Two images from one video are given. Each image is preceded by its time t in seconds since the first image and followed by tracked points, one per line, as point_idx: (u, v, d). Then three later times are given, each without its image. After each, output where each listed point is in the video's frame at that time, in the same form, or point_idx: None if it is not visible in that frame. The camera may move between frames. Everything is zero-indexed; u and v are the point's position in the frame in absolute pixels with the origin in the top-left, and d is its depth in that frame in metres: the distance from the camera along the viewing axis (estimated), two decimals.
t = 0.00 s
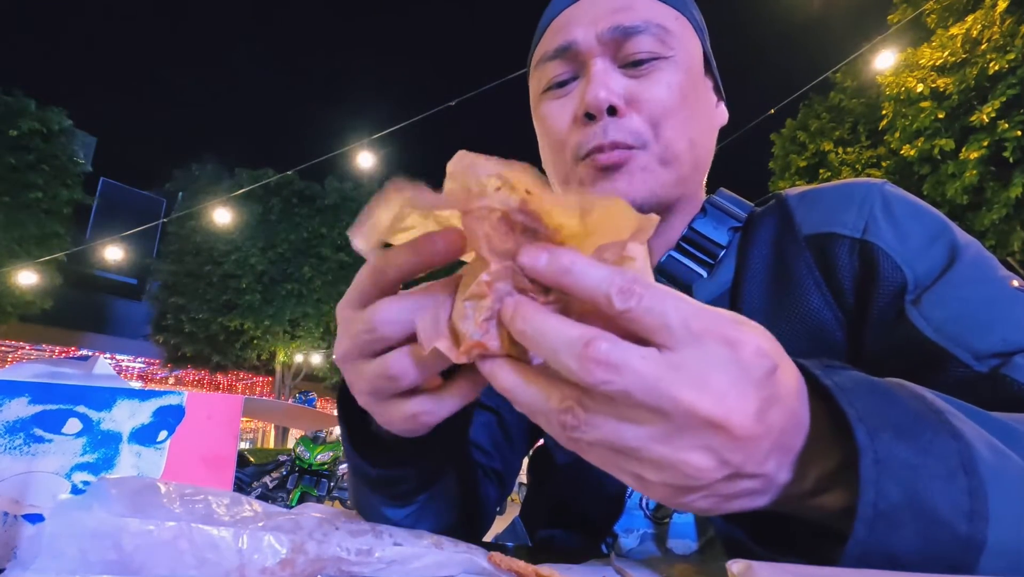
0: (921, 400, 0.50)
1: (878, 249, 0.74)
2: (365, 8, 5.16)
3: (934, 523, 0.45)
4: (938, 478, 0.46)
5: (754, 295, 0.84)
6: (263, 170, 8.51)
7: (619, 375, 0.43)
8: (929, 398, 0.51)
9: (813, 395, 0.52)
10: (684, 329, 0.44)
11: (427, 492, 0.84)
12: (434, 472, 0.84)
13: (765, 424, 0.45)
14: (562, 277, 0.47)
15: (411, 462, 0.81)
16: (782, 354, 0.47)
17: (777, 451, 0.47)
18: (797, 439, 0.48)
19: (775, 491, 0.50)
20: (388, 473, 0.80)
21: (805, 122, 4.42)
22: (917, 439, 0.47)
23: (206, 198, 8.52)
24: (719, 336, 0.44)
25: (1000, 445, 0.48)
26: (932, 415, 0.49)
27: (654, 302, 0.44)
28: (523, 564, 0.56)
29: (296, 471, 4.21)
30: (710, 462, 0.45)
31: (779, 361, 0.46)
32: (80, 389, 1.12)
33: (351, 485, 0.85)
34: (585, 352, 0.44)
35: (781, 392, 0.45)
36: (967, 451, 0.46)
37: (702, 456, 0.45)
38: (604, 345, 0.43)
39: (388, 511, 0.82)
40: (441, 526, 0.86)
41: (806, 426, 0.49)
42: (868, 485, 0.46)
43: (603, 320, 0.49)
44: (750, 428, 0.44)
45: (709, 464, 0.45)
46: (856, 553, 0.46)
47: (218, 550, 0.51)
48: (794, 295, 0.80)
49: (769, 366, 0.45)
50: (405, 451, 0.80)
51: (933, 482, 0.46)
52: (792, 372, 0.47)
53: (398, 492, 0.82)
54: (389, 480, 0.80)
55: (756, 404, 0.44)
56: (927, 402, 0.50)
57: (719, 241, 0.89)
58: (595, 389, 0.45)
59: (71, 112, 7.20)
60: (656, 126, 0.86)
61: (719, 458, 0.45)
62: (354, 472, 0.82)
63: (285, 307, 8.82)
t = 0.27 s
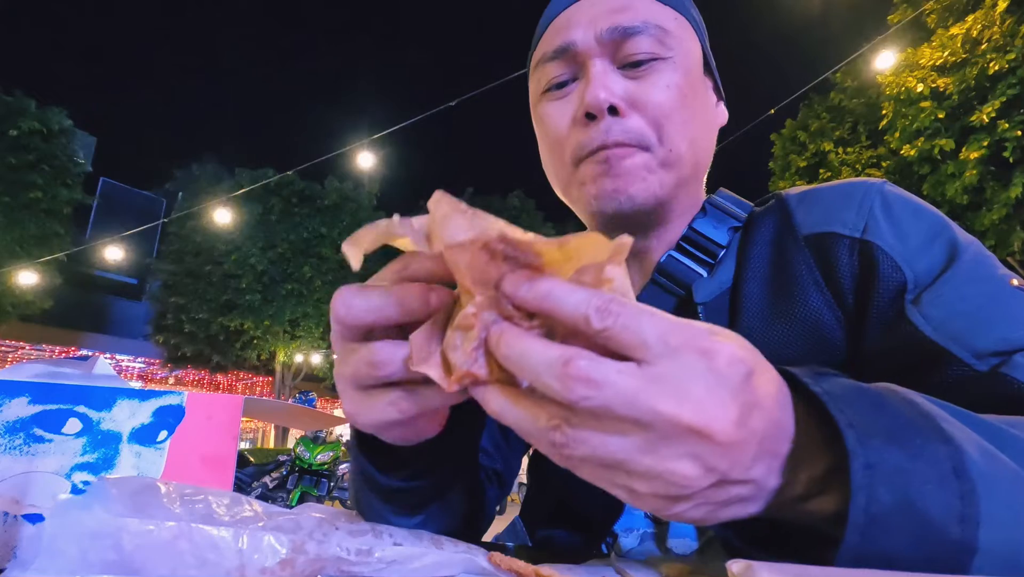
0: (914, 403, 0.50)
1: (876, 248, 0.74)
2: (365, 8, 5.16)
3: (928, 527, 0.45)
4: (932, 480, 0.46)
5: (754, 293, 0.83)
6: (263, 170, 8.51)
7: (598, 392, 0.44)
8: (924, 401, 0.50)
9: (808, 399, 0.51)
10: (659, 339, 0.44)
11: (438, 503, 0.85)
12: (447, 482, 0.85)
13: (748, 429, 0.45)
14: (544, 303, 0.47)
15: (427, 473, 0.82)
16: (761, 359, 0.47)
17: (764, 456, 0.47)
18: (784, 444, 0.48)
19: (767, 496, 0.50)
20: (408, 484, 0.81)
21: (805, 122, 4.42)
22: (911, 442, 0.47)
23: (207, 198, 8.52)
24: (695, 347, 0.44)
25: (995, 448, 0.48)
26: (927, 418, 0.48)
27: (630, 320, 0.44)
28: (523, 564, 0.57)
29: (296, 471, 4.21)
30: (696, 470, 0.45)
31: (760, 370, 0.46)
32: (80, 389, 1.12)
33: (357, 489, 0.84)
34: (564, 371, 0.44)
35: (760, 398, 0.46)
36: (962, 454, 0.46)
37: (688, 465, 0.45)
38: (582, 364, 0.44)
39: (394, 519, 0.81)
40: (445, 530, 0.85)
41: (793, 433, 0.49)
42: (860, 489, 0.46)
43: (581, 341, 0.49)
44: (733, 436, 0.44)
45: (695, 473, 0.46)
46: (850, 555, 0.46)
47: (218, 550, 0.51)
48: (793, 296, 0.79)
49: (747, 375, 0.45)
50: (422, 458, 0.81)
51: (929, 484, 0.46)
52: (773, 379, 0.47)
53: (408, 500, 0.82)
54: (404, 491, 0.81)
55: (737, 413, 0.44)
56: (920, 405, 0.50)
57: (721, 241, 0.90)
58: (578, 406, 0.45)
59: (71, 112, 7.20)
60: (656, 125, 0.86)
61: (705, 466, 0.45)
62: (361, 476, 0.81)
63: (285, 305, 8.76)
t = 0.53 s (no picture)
0: (917, 404, 0.50)
1: (877, 248, 0.74)
2: (365, 8, 5.16)
3: (931, 528, 0.45)
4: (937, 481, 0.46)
5: (754, 294, 0.83)
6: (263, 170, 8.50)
7: (597, 413, 0.44)
8: (926, 402, 0.50)
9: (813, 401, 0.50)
10: (663, 363, 0.44)
11: (435, 504, 0.84)
12: (446, 482, 0.84)
13: (748, 453, 0.45)
14: (548, 304, 0.47)
15: (425, 474, 0.81)
16: (771, 380, 0.46)
17: (765, 469, 0.47)
18: (786, 457, 0.48)
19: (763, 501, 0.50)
20: (405, 487, 0.80)
21: (805, 122, 4.42)
22: (913, 443, 0.47)
23: (207, 198, 8.52)
24: (700, 368, 0.44)
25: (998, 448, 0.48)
26: (931, 420, 0.48)
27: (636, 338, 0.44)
28: (524, 564, 0.56)
29: (296, 471, 4.21)
30: (691, 488, 0.46)
31: (766, 390, 0.46)
32: (80, 389, 1.12)
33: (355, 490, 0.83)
34: (564, 389, 0.44)
35: (765, 421, 0.45)
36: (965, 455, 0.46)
37: (684, 483, 0.46)
38: (583, 384, 0.44)
39: (392, 520, 0.81)
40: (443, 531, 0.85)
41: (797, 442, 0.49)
42: (862, 490, 0.45)
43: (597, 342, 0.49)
44: (731, 461, 0.44)
45: (691, 490, 0.46)
46: (851, 555, 0.45)
47: (218, 550, 0.51)
48: (794, 296, 0.79)
49: (753, 399, 0.44)
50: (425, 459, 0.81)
51: (932, 484, 0.46)
52: (780, 394, 0.47)
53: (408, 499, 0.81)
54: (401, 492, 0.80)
55: (736, 438, 0.44)
56: (924, 407, 0.50)
57: (720, 241, 0.90)
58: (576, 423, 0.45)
59: (71, 112, 7.20)
60: (655, 126, 0.86)
61: (700, 486, 0.46)
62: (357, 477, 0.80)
63: (284, 306, 8.74)
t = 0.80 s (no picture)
0: (922, 404, 0.49)
1: (878, 249, 0.74)
2: (364, 8, 5.16)
3: (933, 530, 0.44)
4: (941, 481, 0.45)
5: (755, 293, 0.83)
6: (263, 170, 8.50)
7: (596, 420, 0.42)
8: (928, 401, 0.49)
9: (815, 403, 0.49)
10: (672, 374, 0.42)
11: (434, 505, 0.84)
12: (447, 482, 0.84)
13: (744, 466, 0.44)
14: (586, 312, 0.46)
15: (429, 475, 0.82)
16: (781, 393, 0.44)
17: (760, 477, 0.46)
18: (790, 465, 0.47)
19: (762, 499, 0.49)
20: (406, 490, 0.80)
21: (805, 122, 4.42)
22: (917, 442, 0.46)
23: (207, 198, 8.51)
24: (707, 383, 0.42)
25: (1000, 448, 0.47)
26: (934, 418, 0.47)
27: (648, 345, 0.42)
28: (523, 564, 0.56)
29: (296, 471, 4.21)
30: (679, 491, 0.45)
31: (775, 398, 0.44)
32: (80, 389, 1.12)
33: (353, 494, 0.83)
34: (565, 395, 0.43)
35: (767, 439, 0.44)
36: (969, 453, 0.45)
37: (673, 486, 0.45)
38: (586, 392, 0.42)
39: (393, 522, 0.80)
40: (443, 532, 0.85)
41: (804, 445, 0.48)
42: (865, 490, 0.44)
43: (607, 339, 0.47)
44: (724, 475, 0.43)
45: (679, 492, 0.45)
46: (852, 555, 0.44)
47: (218, 550, 0.51)
48: (795, 297, 0.79)
49: (762, 413, 0.42)
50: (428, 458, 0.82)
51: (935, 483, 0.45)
52: (788, 401, 0.45)
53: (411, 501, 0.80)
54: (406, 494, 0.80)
55: (736, 452, 0.43)
56: (927, 405, 0.49)
57: (721, 242, 0.91)
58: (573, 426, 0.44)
59: (71, 112, 7.20)
60: (655, 124, 0.86)
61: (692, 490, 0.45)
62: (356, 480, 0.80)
63: (284, 306, 8.74)
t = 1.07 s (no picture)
0: (917, 390, 0.48)
1: (883, 252, 0.73)
2: (365, 8, 5.15)
3: (921, 516, 0.42)
4: (928, 465, 0.43)
5: (757, 294, 0.84)
6: (263, 170, 8.50)
7: (608, 349, 0.41)
8: (926, 389, 0.48)
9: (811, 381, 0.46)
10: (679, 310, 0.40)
11: (437, 496, 0.84)
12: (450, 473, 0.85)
13: (749, 414, 0.41)
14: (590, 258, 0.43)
15: (434, 461, 0.81)
16: (784, 345, 0.43)
17: (765, 435, 0.42)
18: (791, 422, 0.43)
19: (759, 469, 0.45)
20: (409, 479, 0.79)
21: (805, 122, 4.43)
22: (908, 429, 0.44)
23: (207, 198, 8.51)
24: (712, 323, 0.40)
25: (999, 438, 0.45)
26: (928, 405, 0.46)
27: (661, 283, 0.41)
28: (523, 564, 0.56)
29: (296, 471, 4.20)
30: (690, 439, 0.42)
31: (784, 351, 0.42)
32: (80, 389, 1.11)
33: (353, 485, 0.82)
34: (581, 326, 0.41)
35: (772, 387, 0.41)
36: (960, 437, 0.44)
37: (681, 431, 0.42)
38: (601, 324, 0.40)
39: (393, 516, 0.80)
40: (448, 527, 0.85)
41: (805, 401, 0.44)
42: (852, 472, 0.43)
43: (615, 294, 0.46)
44: (735, 417, 0.40)
45: (691, 443, 0.42)
46: (839, 547, 0.43)
47: (218, 550, 0.51)
48: (798, 298, 0.79)
49: (769, 356, 0.41)
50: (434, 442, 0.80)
51: (926, 470, 0.43)
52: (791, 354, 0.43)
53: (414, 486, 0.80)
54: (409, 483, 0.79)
55: (744, 393, 0.40)
56: (925, 394, 0.47)
57: (724, 243, 0.92)
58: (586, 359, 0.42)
59: (71, 112, 7.19)
60: (657, 118, 0.86)
61: (701, 438, 0.41)
62: (355, 467, 0.80)
63: (284, 306, 8.73)
